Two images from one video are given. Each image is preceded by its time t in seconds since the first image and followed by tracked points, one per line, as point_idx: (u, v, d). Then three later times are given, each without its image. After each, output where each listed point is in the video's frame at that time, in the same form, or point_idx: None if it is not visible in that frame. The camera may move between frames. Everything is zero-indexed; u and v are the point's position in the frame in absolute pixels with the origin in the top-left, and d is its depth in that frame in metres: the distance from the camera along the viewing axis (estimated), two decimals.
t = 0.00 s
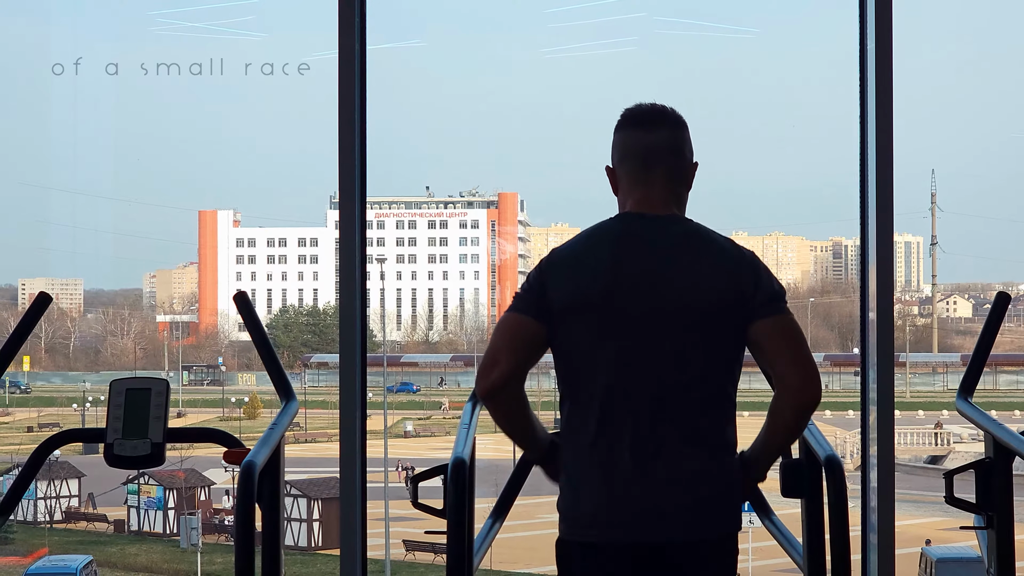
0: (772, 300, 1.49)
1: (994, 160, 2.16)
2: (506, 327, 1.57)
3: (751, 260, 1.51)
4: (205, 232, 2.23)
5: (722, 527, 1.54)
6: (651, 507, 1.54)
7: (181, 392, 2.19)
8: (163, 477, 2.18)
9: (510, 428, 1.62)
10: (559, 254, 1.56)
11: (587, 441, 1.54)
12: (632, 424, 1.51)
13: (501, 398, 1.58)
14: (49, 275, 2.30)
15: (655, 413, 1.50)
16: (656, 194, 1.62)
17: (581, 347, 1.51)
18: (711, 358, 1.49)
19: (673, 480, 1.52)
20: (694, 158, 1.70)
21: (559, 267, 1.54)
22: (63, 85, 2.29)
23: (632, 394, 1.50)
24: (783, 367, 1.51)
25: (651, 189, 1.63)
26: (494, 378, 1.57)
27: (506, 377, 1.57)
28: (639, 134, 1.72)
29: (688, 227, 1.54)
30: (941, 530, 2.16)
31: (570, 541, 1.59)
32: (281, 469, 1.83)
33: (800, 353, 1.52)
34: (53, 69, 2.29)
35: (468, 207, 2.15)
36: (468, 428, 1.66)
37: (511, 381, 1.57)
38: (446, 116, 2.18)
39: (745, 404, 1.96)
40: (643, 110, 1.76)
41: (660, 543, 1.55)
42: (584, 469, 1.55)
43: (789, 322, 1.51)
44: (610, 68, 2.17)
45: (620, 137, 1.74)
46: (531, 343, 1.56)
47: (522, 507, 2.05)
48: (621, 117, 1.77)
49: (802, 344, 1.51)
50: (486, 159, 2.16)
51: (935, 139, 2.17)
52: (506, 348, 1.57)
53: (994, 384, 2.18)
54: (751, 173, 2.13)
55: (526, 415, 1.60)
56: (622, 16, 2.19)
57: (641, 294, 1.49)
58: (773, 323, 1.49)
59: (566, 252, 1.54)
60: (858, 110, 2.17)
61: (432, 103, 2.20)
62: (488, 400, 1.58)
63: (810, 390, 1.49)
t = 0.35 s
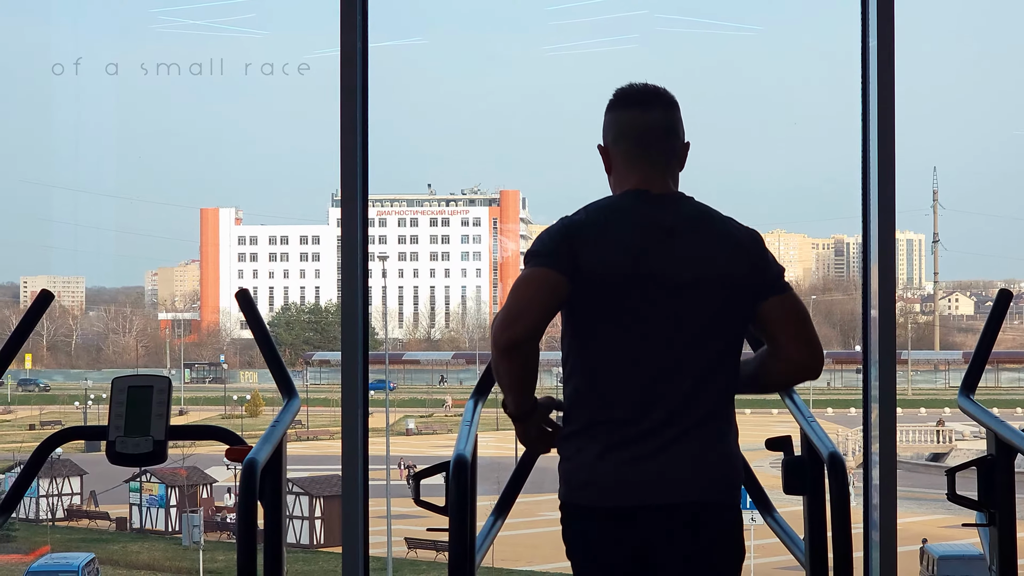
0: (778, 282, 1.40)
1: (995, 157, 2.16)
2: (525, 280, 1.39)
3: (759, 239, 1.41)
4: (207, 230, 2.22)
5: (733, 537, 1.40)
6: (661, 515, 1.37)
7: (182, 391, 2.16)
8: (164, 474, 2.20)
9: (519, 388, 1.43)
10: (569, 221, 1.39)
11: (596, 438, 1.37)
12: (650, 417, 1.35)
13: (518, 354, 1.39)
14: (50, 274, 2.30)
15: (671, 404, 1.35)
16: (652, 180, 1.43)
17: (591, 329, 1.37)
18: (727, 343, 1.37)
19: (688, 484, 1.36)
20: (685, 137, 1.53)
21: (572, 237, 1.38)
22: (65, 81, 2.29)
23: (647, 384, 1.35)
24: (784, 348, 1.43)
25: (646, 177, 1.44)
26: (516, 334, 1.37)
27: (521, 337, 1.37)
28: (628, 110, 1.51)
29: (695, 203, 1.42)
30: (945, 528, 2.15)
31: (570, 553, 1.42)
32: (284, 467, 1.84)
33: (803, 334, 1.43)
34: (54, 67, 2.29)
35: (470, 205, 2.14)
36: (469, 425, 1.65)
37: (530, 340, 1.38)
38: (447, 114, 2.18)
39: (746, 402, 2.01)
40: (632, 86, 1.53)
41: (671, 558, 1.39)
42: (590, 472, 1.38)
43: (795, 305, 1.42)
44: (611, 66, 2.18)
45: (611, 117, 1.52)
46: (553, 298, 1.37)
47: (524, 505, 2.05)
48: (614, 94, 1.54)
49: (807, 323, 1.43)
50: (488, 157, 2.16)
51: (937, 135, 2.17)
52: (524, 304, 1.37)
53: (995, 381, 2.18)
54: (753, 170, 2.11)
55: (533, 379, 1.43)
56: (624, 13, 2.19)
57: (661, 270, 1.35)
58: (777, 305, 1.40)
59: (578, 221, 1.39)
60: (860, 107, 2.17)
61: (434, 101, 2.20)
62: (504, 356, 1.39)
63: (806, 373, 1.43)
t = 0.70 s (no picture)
0: (770, 281, 1.33)
1: (994, 153, 2.17)
2: (507, 313, 1.36)
3: (748, 242, 1.34)
4: (208, 228, 2.23)
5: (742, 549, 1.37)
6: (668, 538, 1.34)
7: (183, 388, 2.17)
8: (165, 472, 2.20)
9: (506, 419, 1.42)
10: (552, 245, 1.35)
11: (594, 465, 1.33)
12: (647, 442, 1.31)
13: (500, 391, 1.38)
14: (51, 271, 2.30)
15: (665, 426, 1.30)
16: (641, 193, 1.36)
17: (581, 354, 1.33)
18: (722, 357, 1.31)
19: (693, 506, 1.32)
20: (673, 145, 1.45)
21: (553, 261, 1.33)
22: (65, 78, 2.29)
23: (639, 408, 1.30)
24: (788, 347, 1.35)
25: (634, 189, 1.37)
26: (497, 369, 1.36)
27: (503, 374, 1.36)
28: (615, 119, 1.42)
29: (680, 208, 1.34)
30: (944, 525, 2.16)
31: None
32: (285, 464, 1.84)
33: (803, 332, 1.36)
34: (54, 65, 2.29)
35: (471, 202, 2.15)
36: (470, 422, 1.65)
37: (512, 377, 1.37)
38: (447, 111, 2.18)
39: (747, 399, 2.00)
40: (618, 90, 1.44)
41: None
42: (591, 499, 1.34)
43: (790, 302, 1.35)
44: (610, 63, 2.18)
45: (596, 124, 1.44)
46: (535, 333, 1.35)
47: (524, 504, 2.04)
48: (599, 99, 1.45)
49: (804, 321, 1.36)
50: (489, 154, 2.16)
51: (939, 132, 2.16)
52: (508, 338, 1.35)
53: (997, 378, 2.18)
54: (754, 168, 2.12)
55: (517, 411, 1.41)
56: (624, 10, 2.19)
57: (651, 285, 1.29)
58: (770, 305, 1.33)
59: (563, 241, 1.34)
60: (861, 104, 2.17)
61: (434, 98, 2.20)
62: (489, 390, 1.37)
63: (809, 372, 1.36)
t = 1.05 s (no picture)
0: (756, 244, 1.30)
1: (994, 150, 2.16)
2: (505, 312, 1.40)
3: (737, 215, 1.32)
4: (209, 225, 2.23)
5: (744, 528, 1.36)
6: (668, 520, 1.34)
7: (183, 385, 2.16)
8: (166, 469, 2.17)
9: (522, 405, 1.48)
10: (544, 237, 1.37)
11: (591, 450, 1.35)
12: (641, 424, 1.31)
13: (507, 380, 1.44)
14: (51, 268, 2.30)
15: (657, 407, 1.30)
16: (644, 174, 1.39)
17: (574, 338, 1.34)
18: (714, 335, 1.30)
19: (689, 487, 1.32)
20: (683, 131, 1.48)
21: (545, 251, 1.36)
22: (67, 75, 2.29)
23: (631, 390, 1.31)
24: (771, 301, 1.29)
25: (637, 171, 1.40)
26: (499, 357, 1.41)
27: (504, 367, 1.41)
28: (625, 105, 1.47)
29: (678, 190, 1.36)
30: (946, 522, 2.15)
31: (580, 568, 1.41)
32: (285, 460, 1.84)
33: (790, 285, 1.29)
34: (54, 62, 2.29)
35: (471, 199, 2.15)
36: (470, 418, 1.64)
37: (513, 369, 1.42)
38: (447, 108, 2.18)
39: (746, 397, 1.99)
40: (629, 79, 1.49)
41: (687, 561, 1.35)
42: (590, 484, 1.35)
43: (772, 259, 1.30)
44: (611, 60, 2.18)
45: (608, 110, 1.49)
46: (532, 331, 1.39)
47: (524, 501, 2.06)
48: (609, 88, 1.50)
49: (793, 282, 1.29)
50: (489, 151, 2.17)
51: (938, 129, 2.17)
52: (504, 336, 1.40)
53: (997, 375, 2.18)
54: (754, 165, 2.11)
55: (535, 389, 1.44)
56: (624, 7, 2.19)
57: (638, 266, 1.30)
58: (753, 266, 1.29)
59: (553, 230, 1.36)
60: (860, 100, 2.17)
61: (435, 95, 2.20)
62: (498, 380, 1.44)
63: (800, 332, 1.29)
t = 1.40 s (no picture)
0: (775, 290, 1.51)
1: (994, 145, 2.16)
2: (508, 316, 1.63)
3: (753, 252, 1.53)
4: (207, 221, 2.24)
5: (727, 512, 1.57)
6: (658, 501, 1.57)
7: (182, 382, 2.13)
8: (165, 466, 2.16)
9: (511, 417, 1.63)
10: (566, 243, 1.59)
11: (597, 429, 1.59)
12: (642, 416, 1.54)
13: (508, 384, 1.60)
14: (51, 265, 2.31)
15: (658, 398, 1.53)
16: (660, 191, 1.62)
17: (590, 336, 1.54)
18: (714, 354, 1.51)
19: (678, 471, 1.55)
20: (699, 148, 1.70)
21: (566, 255, 1.57)
22: (67, 71, 2.29)
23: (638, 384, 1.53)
24: (780, 352, 1.52)
25: (656, 187, 1.63)
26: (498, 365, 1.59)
27: (508, 368, 1.59)
28: (642, 121, 1.72)
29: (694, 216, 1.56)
30: (945, 518, 2.16)
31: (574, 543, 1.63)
32: (284, 456, 1.84)
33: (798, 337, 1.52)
34: (54, 58, 2.29)
35: (471, 196, 2.14)
36: (469, 416, 1.65)
37: (515, 376, 1.58)
38: (447, 104, 2.18)
39: (749, 392, 1.92)
40: (649, 95, 1.73)
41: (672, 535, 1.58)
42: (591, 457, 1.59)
43: (786, 311, 1.52)
44: (609, 55, 2.17)
45: (627, 125, 1.73)
46: (534, 335, 1.58)
47: (524, 497, 2.03)
48: (629, 104, 1.75)
49: (797, 325, 1.53)
50: (489, 147, 2.17)
51: (938, 125, 2.17)
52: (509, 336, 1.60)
53: (996, 371, 2.18)
54: (752, 160, 2.11)
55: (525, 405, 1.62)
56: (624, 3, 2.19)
57: (653, 279, 1.50)
58: (767, 310, 1.51)
59: (570, 245, 1.58)
60: (860, 96, 2.18)
61: (434, 91, 2.20)
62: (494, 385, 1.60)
63: (812, 378, 1.49)
